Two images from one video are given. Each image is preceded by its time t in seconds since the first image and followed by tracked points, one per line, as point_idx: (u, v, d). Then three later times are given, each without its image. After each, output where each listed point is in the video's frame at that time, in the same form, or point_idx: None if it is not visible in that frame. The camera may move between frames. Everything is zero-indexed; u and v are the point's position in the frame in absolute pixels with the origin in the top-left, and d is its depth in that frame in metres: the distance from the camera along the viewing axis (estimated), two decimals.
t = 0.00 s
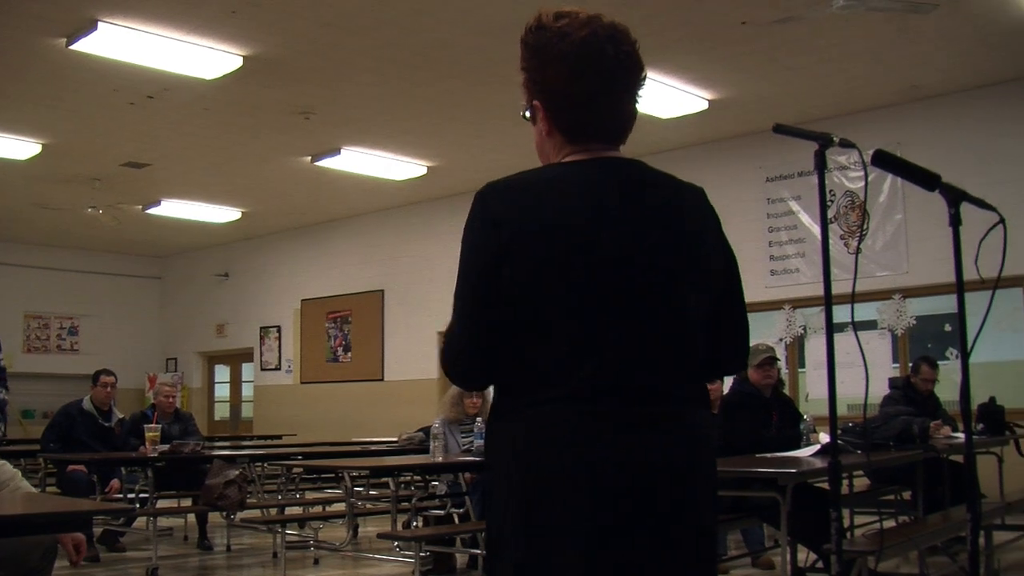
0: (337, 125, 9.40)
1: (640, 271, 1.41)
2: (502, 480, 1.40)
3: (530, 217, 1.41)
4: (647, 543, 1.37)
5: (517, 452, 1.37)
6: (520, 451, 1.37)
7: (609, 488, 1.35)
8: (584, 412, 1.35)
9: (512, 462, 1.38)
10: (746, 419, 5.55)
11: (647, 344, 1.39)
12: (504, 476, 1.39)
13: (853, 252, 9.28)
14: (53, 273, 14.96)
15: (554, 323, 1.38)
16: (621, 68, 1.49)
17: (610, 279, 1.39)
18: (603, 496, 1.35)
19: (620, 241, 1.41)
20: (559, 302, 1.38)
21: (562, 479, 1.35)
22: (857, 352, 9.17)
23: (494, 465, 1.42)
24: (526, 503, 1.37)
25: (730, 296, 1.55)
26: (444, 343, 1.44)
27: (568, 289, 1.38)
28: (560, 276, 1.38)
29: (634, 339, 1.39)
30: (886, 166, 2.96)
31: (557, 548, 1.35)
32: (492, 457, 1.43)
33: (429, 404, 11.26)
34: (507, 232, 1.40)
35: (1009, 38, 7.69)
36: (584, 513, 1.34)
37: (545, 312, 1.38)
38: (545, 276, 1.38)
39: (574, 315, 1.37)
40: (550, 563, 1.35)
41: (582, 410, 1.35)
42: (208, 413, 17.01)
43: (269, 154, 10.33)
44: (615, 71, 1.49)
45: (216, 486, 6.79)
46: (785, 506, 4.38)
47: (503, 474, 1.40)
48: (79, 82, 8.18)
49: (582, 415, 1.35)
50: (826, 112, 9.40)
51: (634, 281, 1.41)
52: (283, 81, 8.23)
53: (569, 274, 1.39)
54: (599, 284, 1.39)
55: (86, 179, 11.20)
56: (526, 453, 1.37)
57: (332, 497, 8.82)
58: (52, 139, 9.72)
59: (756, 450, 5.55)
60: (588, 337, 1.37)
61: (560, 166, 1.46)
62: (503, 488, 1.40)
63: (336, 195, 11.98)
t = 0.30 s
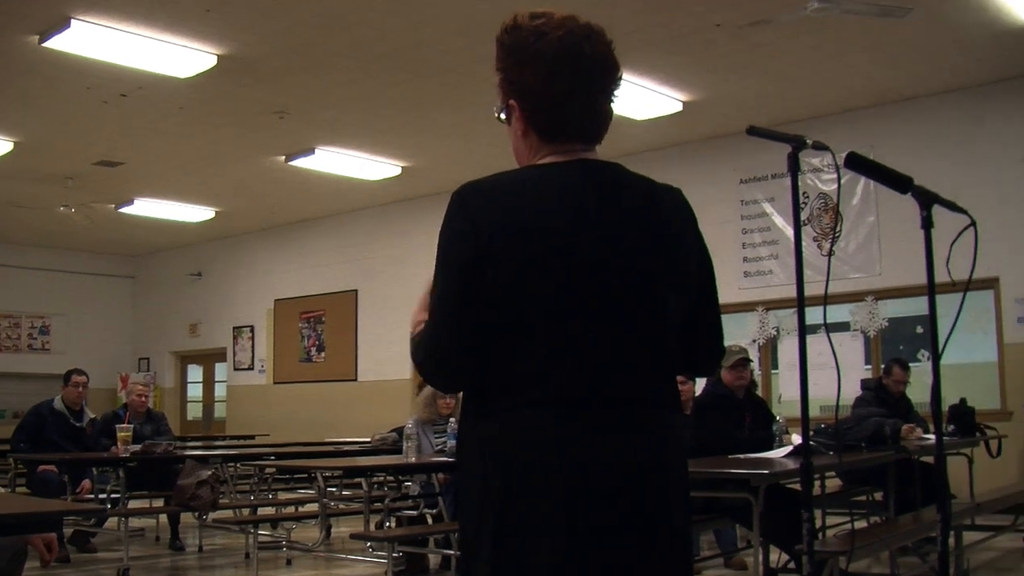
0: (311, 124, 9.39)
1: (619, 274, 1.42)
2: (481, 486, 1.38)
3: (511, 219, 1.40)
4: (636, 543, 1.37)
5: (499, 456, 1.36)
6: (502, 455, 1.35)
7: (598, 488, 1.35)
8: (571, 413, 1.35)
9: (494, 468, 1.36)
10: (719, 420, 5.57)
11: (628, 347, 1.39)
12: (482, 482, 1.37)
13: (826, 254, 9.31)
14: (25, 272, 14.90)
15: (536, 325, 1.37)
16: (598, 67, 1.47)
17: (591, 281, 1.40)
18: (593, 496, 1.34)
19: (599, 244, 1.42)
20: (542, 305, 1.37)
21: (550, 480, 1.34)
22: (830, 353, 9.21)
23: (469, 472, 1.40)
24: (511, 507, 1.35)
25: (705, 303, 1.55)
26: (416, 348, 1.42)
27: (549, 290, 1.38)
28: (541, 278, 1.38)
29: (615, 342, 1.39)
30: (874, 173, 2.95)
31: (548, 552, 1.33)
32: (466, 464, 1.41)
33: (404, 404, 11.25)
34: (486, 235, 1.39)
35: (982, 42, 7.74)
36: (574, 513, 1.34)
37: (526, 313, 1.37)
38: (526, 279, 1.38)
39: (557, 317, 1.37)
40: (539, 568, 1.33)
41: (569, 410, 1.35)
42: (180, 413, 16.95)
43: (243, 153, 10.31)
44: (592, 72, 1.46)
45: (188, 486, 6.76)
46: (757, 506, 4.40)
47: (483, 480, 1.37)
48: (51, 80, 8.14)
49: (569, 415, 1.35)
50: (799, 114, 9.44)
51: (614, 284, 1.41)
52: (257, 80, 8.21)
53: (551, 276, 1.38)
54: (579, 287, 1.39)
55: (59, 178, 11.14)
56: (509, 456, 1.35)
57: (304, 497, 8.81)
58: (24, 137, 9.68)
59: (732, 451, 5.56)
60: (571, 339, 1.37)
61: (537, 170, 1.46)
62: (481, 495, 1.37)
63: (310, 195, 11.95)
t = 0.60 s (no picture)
0: (292, 124, 9.37)
1: (608, 272, 1.43)
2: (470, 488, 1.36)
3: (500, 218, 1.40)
4: (630, 541, 1.39)
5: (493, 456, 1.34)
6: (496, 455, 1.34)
7: (595, 488, 1.36)
8: (568, 413, 1.35)
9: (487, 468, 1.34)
10: (698, 421, 5.57)
11: (617, 346, 1.42)
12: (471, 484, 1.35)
13: (806, 256, 9.35)
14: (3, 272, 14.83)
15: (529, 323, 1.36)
16: (584, 68, 1.47)
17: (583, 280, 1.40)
18: (590, 496, 1.35)
19: (586, 243, 1.42)
20: (535, 303, 1.37)
21: (547, 479, 1.33)
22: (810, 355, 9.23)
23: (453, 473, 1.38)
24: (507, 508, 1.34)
25: (678, 307, 1.54)
26: (399, 350, 1.39)
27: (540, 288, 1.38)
28: (532, 277, 1.38)
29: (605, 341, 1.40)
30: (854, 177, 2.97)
31: (550, 552, 1.33)
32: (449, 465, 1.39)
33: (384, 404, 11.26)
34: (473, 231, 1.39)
35: (961, 46, 7.78)
36: (572, 514, 1.34)
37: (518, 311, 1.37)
38: (515, 276, 1.37)
39: (550, 315, 1.37)
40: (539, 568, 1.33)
41: (566, 411, 1.35)
42: (160, 413, 16.90)
43: (224, 153, 10.29)
44: (579, 73, 1.47)
45: (167, 487, 6.73)
46: (738, 507, 4.41)
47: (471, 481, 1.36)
48: (30, 78, 8.11)
49: (567, 415, 1.35)
50: (780, 116, 9.47)
51: (604, 283, 1.42)
52: (238, 80, 8.19)
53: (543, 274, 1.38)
54: (569, 285, 1.39)
55: (39, 177, 11.10)
56: (506, 456, 1.34)
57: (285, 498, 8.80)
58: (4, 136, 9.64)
59: (710, 453, 5.55)
60: (564, 338, 1.37)
61: (520, 169, 1.45)
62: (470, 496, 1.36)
63: (289, 195, 11.92)
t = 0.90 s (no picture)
0: (277, 123, 9.36)
1: (601, 273, 1.47)
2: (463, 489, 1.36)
3: (495, 217, 1.42)
4: (623, 541, 1.42)
5: (492, 457, 1.35)
6: (495, 457, 1.35)
7: (592, 489, 1.38)
8: (566, 414, 1.38)
9: (485, 468, 1.35)
10: (683, 421, 5.57)
11: (607, 347, 1.45)
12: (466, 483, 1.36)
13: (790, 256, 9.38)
14: None
15: (527, 323, 1.39)
16: (570, 69, 1.52)
17: (575, 281, 1.43)
18: (588, 496, 1.38)
19: (580, 244, 1.46)
20: (532, 303, 1.40)
21: (546, 479, 1.36)
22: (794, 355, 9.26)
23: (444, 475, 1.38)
24: (508, 510, 1.35)
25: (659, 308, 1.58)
26: (384, 353, 1.38)
27: (536, 290, 1.40)
28: (529, 277, 1.40)
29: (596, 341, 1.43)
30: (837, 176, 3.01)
31: (550, 553, 1.35)
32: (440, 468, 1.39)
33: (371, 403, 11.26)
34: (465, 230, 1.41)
35: (943, 48, 7.83)
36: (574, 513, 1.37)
37: (512, 312, 1.39)
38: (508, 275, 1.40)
39: (547, 315, 1.40)
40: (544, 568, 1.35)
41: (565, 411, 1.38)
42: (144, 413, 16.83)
43: (209, 151, 10.27)
44: (565, 76, 1.52)
45: (150, 486, 6.72)
46: (722, 506, 4.42)
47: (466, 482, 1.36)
48: (16, 76, 8.09)
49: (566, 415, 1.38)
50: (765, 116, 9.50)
51: (599, 283, 1.46)
52: (224, 78, 8.19)
53: (537, 274, 1.41)
54: (564, 287, 1.42)
55: (23, 175, 11.06)
56: (508, 457, 1.35)
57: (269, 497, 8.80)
58: None
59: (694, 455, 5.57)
60: (560, 339, 1.40)
61: (512, 168, 1.48)
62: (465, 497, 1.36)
63: (273, 194, 11.94)
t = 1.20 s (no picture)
0: (262, 124, 8.44)
1: (591, 267, 1.19)
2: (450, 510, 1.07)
3: (482, 214, 1.13)
4: (617, 544, 1.15)
5: (484, 462, 1.07)
6: (486, 460, 1.07)
7: (590, 494, 1.12)
8: (566, 415, 1.11)
9: (481, 475, 1.07)
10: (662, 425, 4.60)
11: (601, 347, 1.17)
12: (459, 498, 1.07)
13: (769, 258, 8.32)
14: None
15: (521, 322, 1.10)
16: (554, 82, 1.20)
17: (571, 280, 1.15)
18: (589, 503, 1.12)
19: (571, 240, 1.17)
20: (525, 301, 1.11)
21: (548, 480, 1.09)
22: (772, 358, 8.24)
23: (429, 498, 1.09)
24: (503, 520, 1.07)
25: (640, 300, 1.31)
26: (362, 349, 1.10)
27: (529, 290, 1.12)
28: (521, 276, 1.12)
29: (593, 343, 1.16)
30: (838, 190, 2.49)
31: (550, 555, 1.08)
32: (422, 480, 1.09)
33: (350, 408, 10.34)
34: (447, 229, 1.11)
35: (995, 62, 6.99)
36: (574, 513, 1.10)
37: (505, 310, 1.10)
38: (492, 276, 1.10)
39: (541, 314, 1.12)
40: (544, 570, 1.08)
41: (565, 412, 1.11)
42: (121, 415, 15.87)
43: (188, 154, 9.33)
44: (550, 77, 1.20)
45: (129, 486, 5.87)
46: (699, 507, 3.73)
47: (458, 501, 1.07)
48: None
49: (567, 417, 1.11)
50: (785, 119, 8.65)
51: (590, 283, 1.18)
52: (206, 79, 7.27)
53: (524, 269, 1.12)
54: (557, 284, 1.14)
55: None
56: (504, 458, 1.07)
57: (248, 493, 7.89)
58: None
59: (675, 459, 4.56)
60: (557, 339, 1.12)
61: (488, 169, 1.17)
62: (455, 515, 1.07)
63: (254, 193, 10.97)
